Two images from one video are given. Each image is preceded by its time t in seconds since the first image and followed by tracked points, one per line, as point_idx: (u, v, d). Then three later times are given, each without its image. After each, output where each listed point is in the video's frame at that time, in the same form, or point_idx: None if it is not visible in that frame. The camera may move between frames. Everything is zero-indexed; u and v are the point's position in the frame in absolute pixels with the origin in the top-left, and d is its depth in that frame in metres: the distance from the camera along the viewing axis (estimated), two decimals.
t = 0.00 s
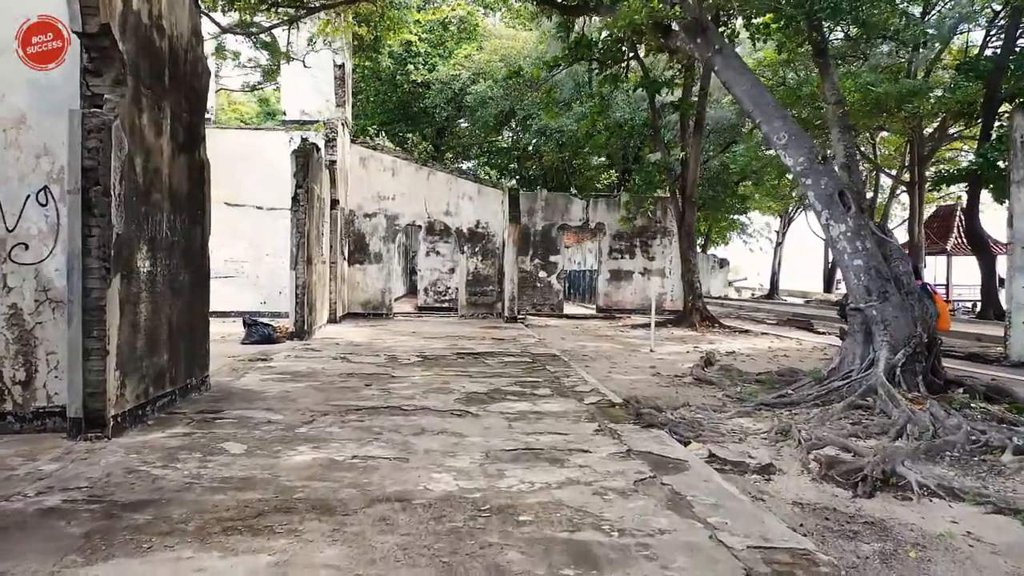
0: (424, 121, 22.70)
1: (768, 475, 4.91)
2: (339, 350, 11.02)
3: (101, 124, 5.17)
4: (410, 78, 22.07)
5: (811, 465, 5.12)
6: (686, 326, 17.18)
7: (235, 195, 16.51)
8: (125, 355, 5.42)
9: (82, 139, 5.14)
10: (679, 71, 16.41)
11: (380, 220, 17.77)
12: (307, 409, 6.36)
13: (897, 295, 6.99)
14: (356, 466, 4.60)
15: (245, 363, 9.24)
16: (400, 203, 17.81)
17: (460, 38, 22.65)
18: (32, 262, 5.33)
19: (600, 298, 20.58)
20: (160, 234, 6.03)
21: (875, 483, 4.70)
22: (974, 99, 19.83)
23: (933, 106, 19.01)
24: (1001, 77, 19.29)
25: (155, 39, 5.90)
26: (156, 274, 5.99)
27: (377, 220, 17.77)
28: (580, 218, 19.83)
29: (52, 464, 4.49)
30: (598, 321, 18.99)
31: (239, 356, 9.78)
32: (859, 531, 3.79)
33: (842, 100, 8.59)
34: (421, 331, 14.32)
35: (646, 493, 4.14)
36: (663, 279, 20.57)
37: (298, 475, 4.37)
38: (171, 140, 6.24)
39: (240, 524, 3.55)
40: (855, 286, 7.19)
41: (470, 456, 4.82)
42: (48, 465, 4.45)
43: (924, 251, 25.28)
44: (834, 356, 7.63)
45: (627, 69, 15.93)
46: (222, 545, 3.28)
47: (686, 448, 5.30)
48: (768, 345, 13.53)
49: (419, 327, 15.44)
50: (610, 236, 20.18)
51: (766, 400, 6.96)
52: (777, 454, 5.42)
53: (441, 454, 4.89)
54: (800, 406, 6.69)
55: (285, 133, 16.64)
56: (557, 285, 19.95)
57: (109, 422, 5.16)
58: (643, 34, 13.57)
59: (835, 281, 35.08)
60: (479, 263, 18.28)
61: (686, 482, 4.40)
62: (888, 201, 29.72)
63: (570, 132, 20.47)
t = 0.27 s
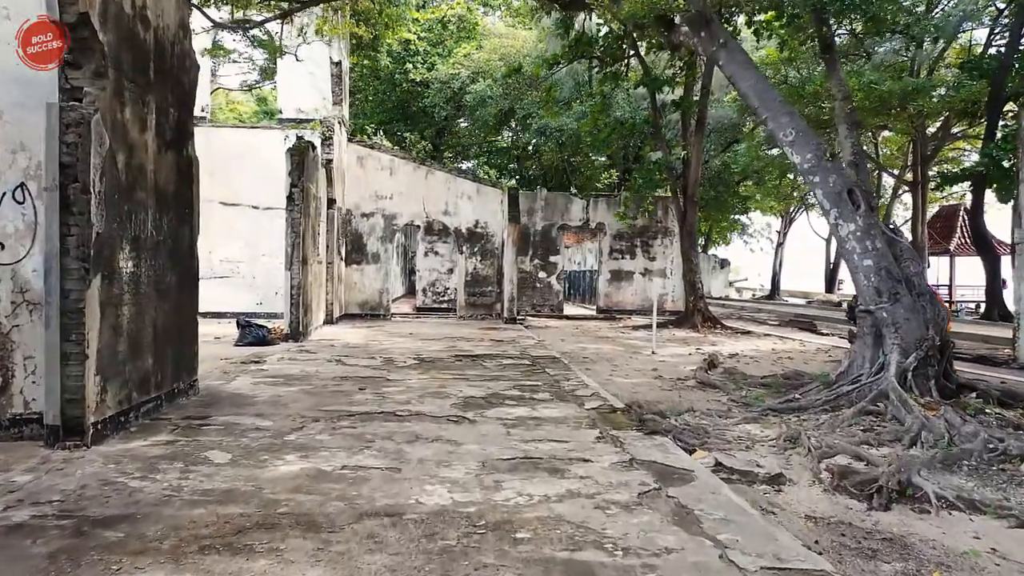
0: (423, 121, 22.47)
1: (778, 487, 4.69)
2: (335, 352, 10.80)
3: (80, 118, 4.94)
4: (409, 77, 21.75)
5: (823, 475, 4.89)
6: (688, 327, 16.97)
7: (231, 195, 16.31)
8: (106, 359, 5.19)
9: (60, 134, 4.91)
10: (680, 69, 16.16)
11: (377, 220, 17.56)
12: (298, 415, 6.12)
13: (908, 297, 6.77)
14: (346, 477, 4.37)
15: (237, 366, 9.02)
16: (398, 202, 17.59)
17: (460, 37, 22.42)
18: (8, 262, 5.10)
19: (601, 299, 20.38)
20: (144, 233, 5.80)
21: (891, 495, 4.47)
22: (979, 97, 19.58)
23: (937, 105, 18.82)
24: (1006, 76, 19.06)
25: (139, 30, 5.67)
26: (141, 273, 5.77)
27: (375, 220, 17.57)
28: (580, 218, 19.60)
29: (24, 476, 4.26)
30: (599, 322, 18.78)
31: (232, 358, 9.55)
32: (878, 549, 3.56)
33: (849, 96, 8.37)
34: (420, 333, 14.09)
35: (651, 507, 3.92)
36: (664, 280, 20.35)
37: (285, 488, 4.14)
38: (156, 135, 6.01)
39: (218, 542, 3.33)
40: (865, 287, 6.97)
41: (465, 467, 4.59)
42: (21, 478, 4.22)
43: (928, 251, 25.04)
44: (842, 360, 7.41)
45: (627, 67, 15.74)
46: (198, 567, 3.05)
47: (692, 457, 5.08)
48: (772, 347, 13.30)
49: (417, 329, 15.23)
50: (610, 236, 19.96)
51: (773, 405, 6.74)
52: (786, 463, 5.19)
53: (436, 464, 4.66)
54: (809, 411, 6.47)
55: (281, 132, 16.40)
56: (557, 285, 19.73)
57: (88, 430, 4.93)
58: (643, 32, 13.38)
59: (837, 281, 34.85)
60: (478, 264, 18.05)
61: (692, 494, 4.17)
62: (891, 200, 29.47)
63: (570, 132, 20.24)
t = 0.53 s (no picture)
0: (421, 121, 22.26)
1: (788, 499, 4.47)
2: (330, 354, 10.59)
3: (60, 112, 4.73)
4: (408, 77, 21.50)
5: (835, 486, 4.68)
6: (689, 329, 16.77)
7: (226, 192, 16.07)
8: (86, 364, 4.97)
9: (37, 129, 4.69)
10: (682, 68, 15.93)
11: (375, 220, 17.35)
12: (288, 421, 5.91)
13: (920, 298, 6.55)
14: (335, 489, 4.16)
15: (230, 369, 8.80)
16: (396, 202, 17.38)
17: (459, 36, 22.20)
18: None
19: (601, 299, 20.18)
20: (128, 233, 5.59)
21: (908, 508, 4.26)
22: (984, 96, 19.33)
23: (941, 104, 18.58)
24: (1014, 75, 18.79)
25: (122, 21, 5.46)
26: (126, 274, 5.56)
27: (373, 220, 17.35)
28: (580, 218, 19.37)
29: None
30: (599, 323, 18.56)
31: (225, 361, 9.34)
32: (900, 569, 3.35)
33: (857, 93, 8.16)
34: (417, 334, 13.86)
35: (656, 522, 3.70)
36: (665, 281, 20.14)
37: (269, 501, 3.92)
38: (142, 131, 5.80)
39: (194, 562, 3.11)
40: (875, 289, 6.75)
41: (460, 478, 4.38)
42: None
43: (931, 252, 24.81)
44: (851, 364, 7.20)
45: (627, 65, 15.54)
46: None
47: (698, 466, 4.86)
48: (776, 349, 13.09)
49: (415, 330, 15.01)
50: (611, 236, 19.74)
51: (781, 410, 6.52)
52: (795, 472, 4.98)
53: (431, 475, 4.44)
54: (817, 417, 6.25)
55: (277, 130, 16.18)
56: (557, 285, 19.53)
57: (67, 439, 4.71)
58: (645, 29, 13.17)
59: (839, 281, 34.61)
60: (477, 264, 17.82)
61: (700, 507, 3.95)
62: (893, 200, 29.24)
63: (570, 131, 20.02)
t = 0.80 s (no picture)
0: (421, 121, 22.07)
1: (800, 509, 4.26)
2: (326, 356, 10.38)
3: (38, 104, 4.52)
4: (407, 75, 21.25)
5: (849, 496, 4.47)
6: (691, 330, 16.57)
7: (222, 190, 15.85)
8: (66, 367, 4.76)
9: (14, 122, 4.48)
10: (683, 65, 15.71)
11: (373, 219, 17.13)
12: (279, 427, 5.69)
13: (932, 299, 6.34)
14: (324, 500, 3.94)
15: (222, 371, 8.59)
16: (394, 202, 17.18)
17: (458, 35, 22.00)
18: None
19: (602, 300, 20.00)
20: (113, 231, 5.39)
21: (927, 520, 4.05)
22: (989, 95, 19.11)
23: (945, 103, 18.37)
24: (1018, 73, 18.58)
25: (106, 11, 5.25)
26: (110, 274, 5.35)
27: (371, 219, 17.13)
28: (580, 217, 19.16)
29: None
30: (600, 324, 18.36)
31: (217, 363, 9.13)
32: None
33: (864, 88, 7.95)
34: (415, 336, 13.65)
35: (662, 536, 3.49)
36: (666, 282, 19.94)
37: (254, 513, 3.71)
38: (128, 125, 5.60)
39: None
40: (886, 290, 6.55)
41: (456, 488, 4.16)
42: None
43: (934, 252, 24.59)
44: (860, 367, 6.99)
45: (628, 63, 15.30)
46: None
47: (704, 475, 4.65)
48: (780, 350, 12.88)
49: (413, 331, 14.81)
50: (611, 236, 19.53)
51: (789, 415, 6.31)
52: (807, 481, 4.77)
53: (426, 485, 4.23)
54: (827, 423, 6.05)
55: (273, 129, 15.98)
56: (557, 286, 19.35)
57: (45, 446, 4.50)
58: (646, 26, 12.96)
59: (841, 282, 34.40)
60: (476, 264, 17.61)
61: (709, 520, 3.74)
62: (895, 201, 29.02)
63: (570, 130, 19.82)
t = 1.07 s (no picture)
0: (421, 120, 21.85)
1: (816, 523, 4.05)
2: (323, 359, 10.16)
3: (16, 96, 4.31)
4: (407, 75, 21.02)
5: (867, 508, 4.26)
6: (694, 331, 16.37)
7: (218, 190, 15.65)
8: (47, 373, 4.55)
9: None
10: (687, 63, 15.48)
11: (372, 219, 16.91)
12: (272, 434, 5.48)
13: (947, 301, 6.14)
14: (316, 514, 3.73)
15: (216, 375, 8.38)
16: (393, 201, 16.97)
17: (458, 33, 21.79)
18: None
19: (603, 301, 19.80)
20: (98, 231, 5.18)
21: (951, 534, 3.85)
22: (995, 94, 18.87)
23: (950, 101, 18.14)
24: None
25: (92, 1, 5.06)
26: (95, 274, 5.14)
27: (369, 219, 16.91)
28: (581, 217, 18.93)
29: None
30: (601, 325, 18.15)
31: (211, 366, 8.91)
32: None
33: (874, 85, 7.74)
34: (414, 337, 13.44)
35: (673, 555, 3.28)
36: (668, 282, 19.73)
37: (241, 529, 3.50)
38: (114, 120, 5.39)
39: None
40: (899, 291, 6.34)
41: (455, 502, 3.95)
42: None
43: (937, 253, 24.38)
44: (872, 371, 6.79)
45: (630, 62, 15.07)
46: None
47: (714, 486, 4.44)
48: (784, 352, 12.67)
49: (412, 332, 14.59)
50: (613, 236, 19.31)
51: (799, 421, 6.10)
52: (821, 491, 4.56)
53: (423, 498, 4.02)
54: (840, 429, 5.84)
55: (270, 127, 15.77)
56: (558, 286, 19.15)
57: (25, 456, 4.29)
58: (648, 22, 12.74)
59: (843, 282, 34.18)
60: (476, 265, 17.40)
61: (722, 537, 3.53)
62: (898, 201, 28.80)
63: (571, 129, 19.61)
